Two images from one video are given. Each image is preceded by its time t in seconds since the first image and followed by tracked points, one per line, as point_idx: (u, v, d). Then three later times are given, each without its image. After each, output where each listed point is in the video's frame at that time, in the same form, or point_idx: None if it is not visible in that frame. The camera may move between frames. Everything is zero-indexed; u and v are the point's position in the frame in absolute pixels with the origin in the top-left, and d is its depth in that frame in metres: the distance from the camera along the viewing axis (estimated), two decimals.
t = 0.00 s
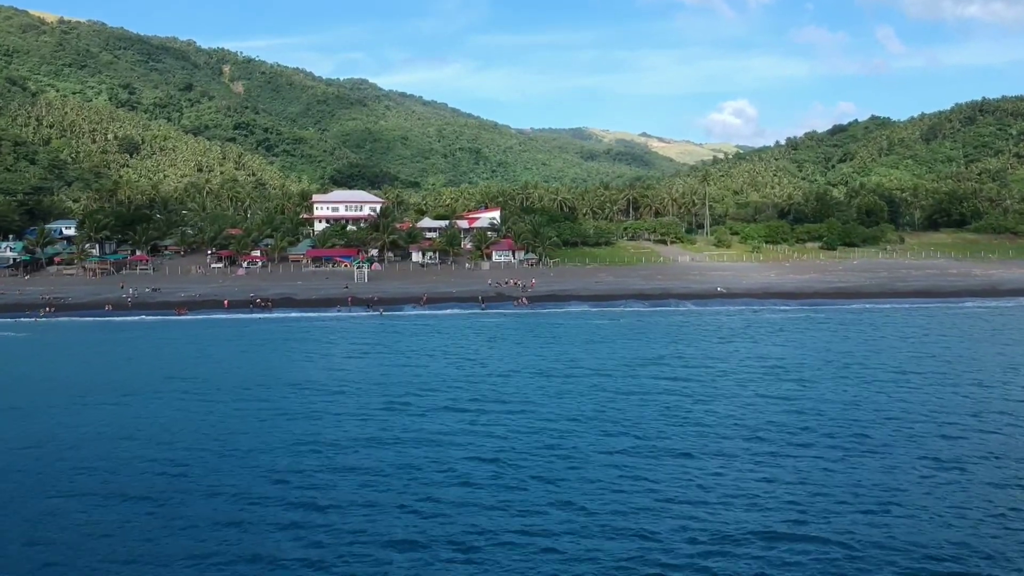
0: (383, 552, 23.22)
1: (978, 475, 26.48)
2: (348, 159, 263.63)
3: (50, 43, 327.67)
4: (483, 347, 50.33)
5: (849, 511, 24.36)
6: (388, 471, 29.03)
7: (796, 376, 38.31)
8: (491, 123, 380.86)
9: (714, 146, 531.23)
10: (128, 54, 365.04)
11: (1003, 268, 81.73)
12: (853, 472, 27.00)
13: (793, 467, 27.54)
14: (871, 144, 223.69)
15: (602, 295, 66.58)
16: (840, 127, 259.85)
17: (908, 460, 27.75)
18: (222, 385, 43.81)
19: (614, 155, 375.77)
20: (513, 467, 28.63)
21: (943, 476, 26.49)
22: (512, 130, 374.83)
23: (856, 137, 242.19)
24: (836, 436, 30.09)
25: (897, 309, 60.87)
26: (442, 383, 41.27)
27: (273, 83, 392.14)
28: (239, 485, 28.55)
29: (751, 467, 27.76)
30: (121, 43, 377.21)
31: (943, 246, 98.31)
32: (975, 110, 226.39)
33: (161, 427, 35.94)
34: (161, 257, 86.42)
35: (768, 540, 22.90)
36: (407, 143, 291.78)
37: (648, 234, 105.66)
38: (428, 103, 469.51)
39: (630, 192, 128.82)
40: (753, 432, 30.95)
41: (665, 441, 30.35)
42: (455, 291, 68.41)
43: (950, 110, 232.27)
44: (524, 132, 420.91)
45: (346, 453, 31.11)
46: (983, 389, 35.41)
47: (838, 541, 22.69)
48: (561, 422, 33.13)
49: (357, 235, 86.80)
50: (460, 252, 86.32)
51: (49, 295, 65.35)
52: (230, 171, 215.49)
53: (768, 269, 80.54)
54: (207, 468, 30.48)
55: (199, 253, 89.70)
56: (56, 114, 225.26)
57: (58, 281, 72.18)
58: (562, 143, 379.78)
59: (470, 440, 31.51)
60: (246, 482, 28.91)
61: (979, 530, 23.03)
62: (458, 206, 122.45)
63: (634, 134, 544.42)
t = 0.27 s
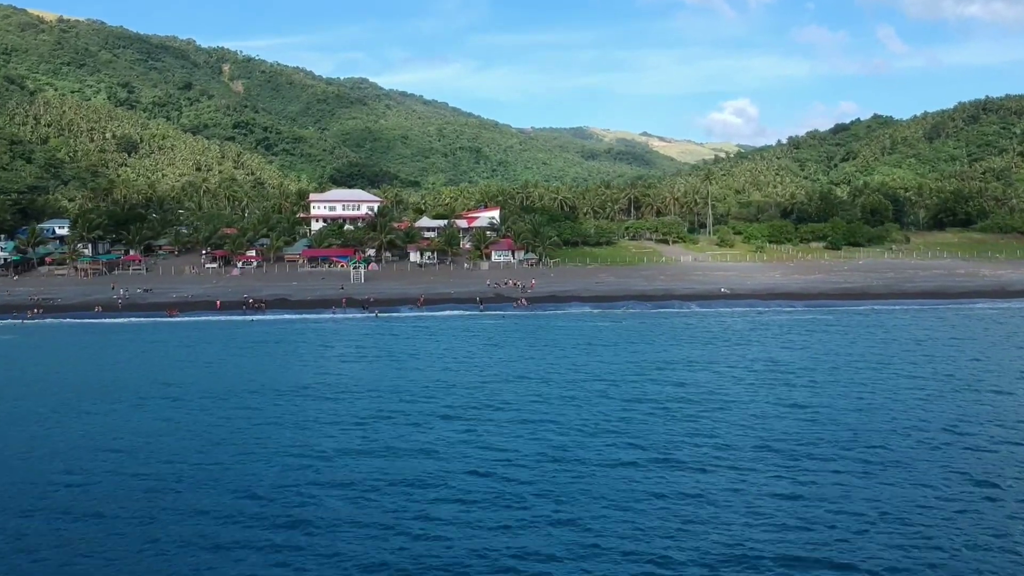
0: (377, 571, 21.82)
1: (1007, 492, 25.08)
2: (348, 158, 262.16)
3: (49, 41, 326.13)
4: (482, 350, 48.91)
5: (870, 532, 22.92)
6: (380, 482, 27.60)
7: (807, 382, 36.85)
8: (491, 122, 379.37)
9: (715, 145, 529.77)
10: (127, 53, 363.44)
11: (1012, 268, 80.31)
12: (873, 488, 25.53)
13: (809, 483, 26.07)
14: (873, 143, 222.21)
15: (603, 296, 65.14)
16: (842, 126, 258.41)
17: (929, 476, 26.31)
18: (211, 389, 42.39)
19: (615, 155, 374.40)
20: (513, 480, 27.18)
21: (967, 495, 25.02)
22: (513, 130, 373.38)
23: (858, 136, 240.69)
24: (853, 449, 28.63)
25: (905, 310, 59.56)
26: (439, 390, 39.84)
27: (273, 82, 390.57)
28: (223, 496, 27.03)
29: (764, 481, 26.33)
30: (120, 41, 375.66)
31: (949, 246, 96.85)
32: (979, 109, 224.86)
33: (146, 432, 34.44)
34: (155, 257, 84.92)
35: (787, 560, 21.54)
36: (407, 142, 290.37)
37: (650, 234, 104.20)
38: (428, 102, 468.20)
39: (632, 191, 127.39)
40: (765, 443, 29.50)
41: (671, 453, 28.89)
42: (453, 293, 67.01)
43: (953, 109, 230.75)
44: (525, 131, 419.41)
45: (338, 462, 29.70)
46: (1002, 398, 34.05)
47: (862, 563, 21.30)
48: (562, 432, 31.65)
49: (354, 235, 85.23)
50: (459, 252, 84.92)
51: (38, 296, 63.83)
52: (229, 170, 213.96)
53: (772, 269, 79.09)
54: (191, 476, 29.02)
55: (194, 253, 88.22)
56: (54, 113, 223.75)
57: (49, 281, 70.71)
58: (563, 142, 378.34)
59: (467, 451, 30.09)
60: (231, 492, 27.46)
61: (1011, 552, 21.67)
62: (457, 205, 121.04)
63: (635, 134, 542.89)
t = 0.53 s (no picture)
0: None
1: None
2: (348, 157, 260.76)
3: (48, 40, 324.84)
4: (481, 354, 47.57)
5: (892, 553, 21.61)
6: (374, 497, 26.27)
7: (817, 389, 35.52)
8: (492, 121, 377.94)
9: (716, 144, 527.95)
10: (126, 52, 362.03)
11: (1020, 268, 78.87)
12: (890, 503, 24.32)
13: (825, 498, 24.74)
14: (876, 142, 220.66)
15: (605, 297, 63.84)
16: (844, 125, 256.89)
17: (952, 491, 24.99)
18: (200, 393, 40.99)
19: (616, 154, 372.92)
20: (513, 495, 25.84)
21: (993, 512, 23.71)
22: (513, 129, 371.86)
23: (861, 135, 239.21)
24: (870, 462, 27.29)
25: (914, 312, 58.23)
26: (436, 397, 38.50)
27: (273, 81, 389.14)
28: (208, 510, 25.81)
29: (778, 496, 25.00)
30: (119, 40, 374.29)
31: (955, 246, 95.37)
32: (983, 108, 223.20)
33: (129, 439, 33.06)
34: (149, 257, 83.56)
35: None
36: (407, 141, 289.05)
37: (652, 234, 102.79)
38: (429, 101, 466.86)
39: (633, 190, 126.05)
40: (776, 455, 28.19)
41: (679, 466, 27.56)
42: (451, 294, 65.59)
43: (957, 108, 229.08)
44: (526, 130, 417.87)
45: (330, 475, 28.37)
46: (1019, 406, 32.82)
47: None
48: (565, 442, 30.32)
49: (351, 235, 83.91)
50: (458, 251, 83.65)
51: (27, 297, 62.48)
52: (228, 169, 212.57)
53: (776, 270, 77.70)
54: (176, 488, 27.67)
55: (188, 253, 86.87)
56: (52, 112, 222.45)
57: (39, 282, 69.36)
58: (563, 141, 376.80)
59: (465, 463, 28.76)
60: (217, 506, 26.14)
61: None
62: (457, 204, 119.69)
63: (636, 133, 541.13)
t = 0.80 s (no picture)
0: None
1: None
2: (347, 157, 259.40)
3: (46, 39, 323.56)
4: (479, 358, 46.23)
5: None
6: (365, 513, 24.98)
7: (828, 395, 34.20)
8: (492, 121, 376.41)
9: (717, 144, 526.09)
10: (126, 51, 360.81)
11: None
12: (910, 521, 23.04)
13: (841, 515, 23.43)
14: (879, 141, 219.06)
15: (606, 299, 62.50)
16: (847, 124, 255.32)
17: (975, 508, 23.68)
18: (187, 398, 39.67)
19: (617, 153, 371.50)
20: (511, 511, 24.55)
21: (1019, 532, 22.41)
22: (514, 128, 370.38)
23: (864, 134, 237.68)
24: (886, 476, 25.99)
25: (925, 313, 56.82)
26: (432, 404, 37.17)
27: (273, 80, 387.71)
28: (191, 527, 24.58)
29: (791, 512, 23.70)
30: (119, 39, 373.02)
31: (962, 246, 93.87)
32: (986, 106, 221.56)
33: (110, 450, 31.76)
34: (142, 257, 82.22)
35: None
36: (408, 140, 287.69)
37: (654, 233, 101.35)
38: (430, 100, 465.42)
39: (635, 189, 124.69)
40: (787, 467, 26.89)
41: (685, 479, 26.26)
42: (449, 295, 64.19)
43: (961, 106, 227.39)
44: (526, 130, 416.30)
45: (319, 489, 27.09)
46: None
47: None
48: (565, 453, 29.02)
49: (347, 235, 82.61)
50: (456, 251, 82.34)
51: (16, 298, 61.11)
52: (227, 168, 211.22)
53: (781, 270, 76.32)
54: (157, 504, 26.38)
55: (183, 252, 85.55)
56: (50, 111, 221.15)
57: (30, 282, 68.07)
58: (564, 140, 375.26)
59: (462, 476, 27.48)
60: (199, 524, 24.84)
61: None
62: (456, 203, 118.37)
63: (637, 133, 539.44)
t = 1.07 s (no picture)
0: None
1: None
2: (347, 156, 257.97)
3: (45, 38, 322.23)
4: (478, 361, 45.03)
5: None
6: (360, 529, 23.84)
7: (839, 401, 33.01)
8: (493, 120, 374.91)
9: (718, 143, 524.20)
10: (125, 50, 359.49)
11: None
12: (930, 537, 21.92)
13: (858, 530, 22.31)
14: (882, 140, 217.50)
15: (607, 300, 61.18)
16: (849, 122, 253.80)
17: (1000, 523, 22.55)
18: (176, 404, 38.44)
19: (618, 153, 370.07)
20: (513, 526, 23.41)
21: None
22: (515, 128, 368.95)
23: (866, 133, 236.23)
24: (905, 488, 24.85)
25: (934, 314, 55.55)
26: (429, 410, 35.99)
27: (273, 79, 386.27)
28: (176, 542, 23.46)
29: (807, 528, 22.55)
30: (118, 38, 371.55)
31: (969, 245, 92.39)
32: (990, 105, 219.95)
33: (94, 459, 30.55)
34: (136, 257, 80.87)
35: None
36: (408, 140, 286.16)
37: (655, 233, 99.88)
38: (430, 99, 463.76)
39: (636, 188, 123.28)
40: (800, 479, 25.75)
41: (695, 492, 25.12)
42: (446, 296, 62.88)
43: (965, 105, 225.73)
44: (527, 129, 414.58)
45: (311, 501, 25.96)
46: None
47: None
48: (568, 463, 27.86)
49: (344, 234, 81.28)
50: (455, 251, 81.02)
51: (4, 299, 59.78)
52: (225, 167, 209.81)
53: (786, 270, 74.94)
54: (142, 519, 25.21)
55: (177, 253, 84.24)
56: (48, 110, 219.79)
57: (19, 282, 66.77)
58: (564, 140, 373.84)
59: (459, 487, 26.38)
60: (185, 541, 23.69)
61: None
62: (455, 203, 117.02)
63: (637, 132, 538.01)
